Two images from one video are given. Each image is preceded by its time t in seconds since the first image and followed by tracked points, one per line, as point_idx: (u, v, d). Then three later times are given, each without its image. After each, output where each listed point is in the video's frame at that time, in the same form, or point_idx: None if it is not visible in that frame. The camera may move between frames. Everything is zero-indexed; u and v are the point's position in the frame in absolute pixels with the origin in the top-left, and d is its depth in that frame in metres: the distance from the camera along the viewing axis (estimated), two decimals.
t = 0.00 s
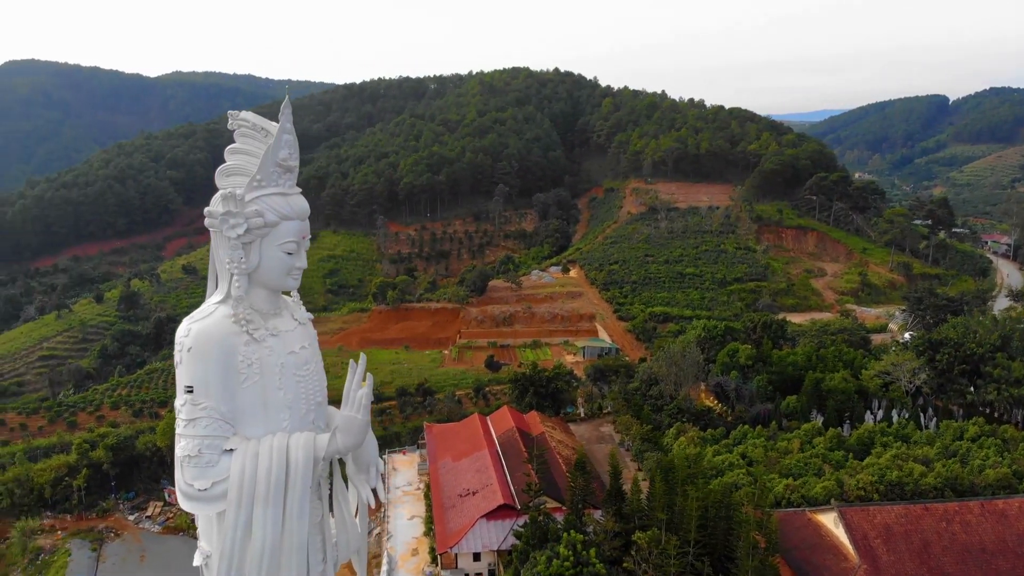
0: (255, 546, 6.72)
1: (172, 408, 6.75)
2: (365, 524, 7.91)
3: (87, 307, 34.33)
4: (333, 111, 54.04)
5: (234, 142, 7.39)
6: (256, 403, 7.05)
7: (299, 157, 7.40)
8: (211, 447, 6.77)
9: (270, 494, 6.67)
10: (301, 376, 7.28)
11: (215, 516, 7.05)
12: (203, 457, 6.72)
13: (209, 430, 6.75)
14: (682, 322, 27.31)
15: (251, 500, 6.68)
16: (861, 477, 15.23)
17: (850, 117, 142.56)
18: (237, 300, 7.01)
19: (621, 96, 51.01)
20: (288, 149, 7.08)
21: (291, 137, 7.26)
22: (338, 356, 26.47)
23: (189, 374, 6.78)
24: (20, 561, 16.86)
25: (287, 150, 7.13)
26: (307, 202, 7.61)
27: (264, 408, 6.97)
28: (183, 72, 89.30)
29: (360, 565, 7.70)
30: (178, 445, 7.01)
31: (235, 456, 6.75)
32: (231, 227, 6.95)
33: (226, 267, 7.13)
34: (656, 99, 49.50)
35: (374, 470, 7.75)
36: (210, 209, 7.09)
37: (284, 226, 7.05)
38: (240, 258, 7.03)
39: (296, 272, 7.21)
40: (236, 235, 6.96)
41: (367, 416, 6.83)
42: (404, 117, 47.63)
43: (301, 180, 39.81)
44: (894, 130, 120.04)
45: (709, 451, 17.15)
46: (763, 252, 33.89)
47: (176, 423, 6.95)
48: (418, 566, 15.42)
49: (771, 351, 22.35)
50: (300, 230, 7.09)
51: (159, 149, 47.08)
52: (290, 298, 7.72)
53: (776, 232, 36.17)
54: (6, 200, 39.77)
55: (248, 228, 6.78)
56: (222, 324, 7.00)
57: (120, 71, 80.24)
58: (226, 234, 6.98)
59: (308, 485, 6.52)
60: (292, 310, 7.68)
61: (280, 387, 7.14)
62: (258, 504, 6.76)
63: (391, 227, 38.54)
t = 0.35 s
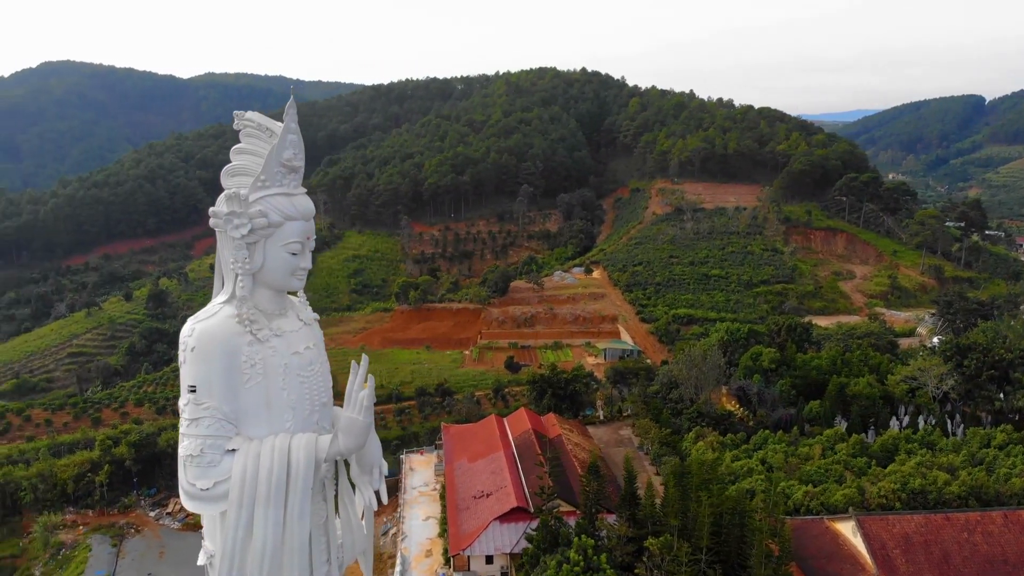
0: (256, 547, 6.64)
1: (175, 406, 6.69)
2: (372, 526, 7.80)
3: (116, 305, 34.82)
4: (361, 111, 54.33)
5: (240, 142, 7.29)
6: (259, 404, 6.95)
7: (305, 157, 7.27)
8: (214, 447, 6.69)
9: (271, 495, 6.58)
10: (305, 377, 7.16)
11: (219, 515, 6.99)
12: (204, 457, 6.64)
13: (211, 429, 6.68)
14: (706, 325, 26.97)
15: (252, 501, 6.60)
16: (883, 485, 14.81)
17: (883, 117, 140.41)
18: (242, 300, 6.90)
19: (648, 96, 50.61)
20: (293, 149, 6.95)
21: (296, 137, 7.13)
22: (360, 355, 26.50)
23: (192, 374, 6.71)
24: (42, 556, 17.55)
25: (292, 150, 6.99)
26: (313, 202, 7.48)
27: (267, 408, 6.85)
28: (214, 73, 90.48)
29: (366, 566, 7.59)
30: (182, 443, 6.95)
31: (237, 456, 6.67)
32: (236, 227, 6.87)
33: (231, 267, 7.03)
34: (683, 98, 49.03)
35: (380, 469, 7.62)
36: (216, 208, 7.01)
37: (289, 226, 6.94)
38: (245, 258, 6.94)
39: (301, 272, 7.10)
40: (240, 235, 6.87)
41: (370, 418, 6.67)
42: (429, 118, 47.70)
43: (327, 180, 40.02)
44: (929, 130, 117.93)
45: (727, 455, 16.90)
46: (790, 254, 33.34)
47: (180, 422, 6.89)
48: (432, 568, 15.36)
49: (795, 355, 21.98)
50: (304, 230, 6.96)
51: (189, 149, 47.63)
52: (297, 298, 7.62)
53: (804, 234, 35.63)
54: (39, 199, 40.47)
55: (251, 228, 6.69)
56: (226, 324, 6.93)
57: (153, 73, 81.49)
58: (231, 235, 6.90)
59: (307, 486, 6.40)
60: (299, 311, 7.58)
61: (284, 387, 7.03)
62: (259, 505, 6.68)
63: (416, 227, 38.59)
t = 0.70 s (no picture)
0: (254, 548, 6.48)
1: (175, 406, 6.59)
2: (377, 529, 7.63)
3: (146, 303, 35.30)
4: (389, 112, 54.59)
5: (245, 143, 7.20)
6: (260, 404, 6.84)
7: (309, 157, 7.15)
8: (214, 447, 6.56)
9: (270, 495, 6.43)
10: (306, 377, 7.04)
11: (220, 516, 6.86)
12: (204, 456, 6.51)
13: (212, 428, 6.56)
14: (730, 328, 26.58)
15: (251, 501, 6.45)
16: (904, 494, 14.42)
17: (920, 117, 137.95)
18: (243, 300, 6.80)
19: (677, 96, 50.18)
20: (295, 149, 6.84)
21: (299, 136, 7.02)
22: (382, 354, 26.54)
23: (192, 373, 6.62)
24: (64, 551, 17.80)
25: (295, 150, 6.87)
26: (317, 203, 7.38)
27: (267, 409, 6.74)
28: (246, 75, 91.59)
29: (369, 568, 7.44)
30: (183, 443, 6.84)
31: (237, 455, 6.53)
32: (238, 226, 6.78)
33: (234, 266, 6.93)
34: (712, 98, 48.51)
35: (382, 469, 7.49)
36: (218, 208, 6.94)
37: (291, 226, 6.83)
38: (247, 258, 6.86)
39: (303, 273, 7.00)
40: (243, 236, 6.79)
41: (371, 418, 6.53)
42: (456, 119, 47.71)
43: (354, 180, 40.26)
44: (967, 130, 115.58)
45: (745, 461, 16.61)
46: (819, 256, 32.72)
47: (181, 422, 6.79)
48: (444, 569, 15.28)
49: (819, 358, 21.59)
50: (306, 231, 6.85)
51: (219, 150, 48.17)
52: (301, 300, 7.52)
53: (834, 235, 34.99)
54: (72, 198, 41.17)
55: (253, 229, 6.61)
56: (228, 323, 6.82)
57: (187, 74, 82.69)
58: (233, 235, 6.82)
59: (306, 487, 6.25)
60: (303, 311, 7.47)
61: (285, 387, 6.91)
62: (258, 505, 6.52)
63: (440, 227, 38.64)
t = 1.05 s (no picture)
0: (253, 551, 6.19)
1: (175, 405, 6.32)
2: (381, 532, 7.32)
3: (172, 301, 35.69)
4: (414, 113, 54.78)
5: (246, 143, 7.02)
6: (260, 404, 6.60)
7: (311, 158, 6.96)
8: (214, 447, 6.29)
9: (269, 497, 6.14)
10: (308, 377, 6.83)
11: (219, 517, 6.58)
12: (204, 456, 6.24)
13: (212, 428, 6.29)
14: (754, 330, 26.18)
15: (250, 503, 6.16)
16: (924, 501, 14.01)
17: (955, 117, 135.57)
18: (244, 299, 6.58)
19: (703, 95, 49.74)
20: (297, 149, 6.63)
21: (301, 137, 6.81)
22: (401, 354, 26.56)
23: (193, 371, 6.35)
24: (83, 546, 18.00)
25: (296, 150, 6.68)
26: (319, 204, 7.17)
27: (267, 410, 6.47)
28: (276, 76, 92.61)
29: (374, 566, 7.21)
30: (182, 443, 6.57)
31: (236, 455, 6.25)
32: (239, 225, 6.54)
33: (235, 265, 6.72)
34: (739, 98, 48.01)
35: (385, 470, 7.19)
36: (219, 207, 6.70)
37: (293, 227, 6.61)
38: (248, 257, 6.61)
39: (306, 272, 6.76)
40: (245, 235, 6.54)
41: (372, 419, 6.14)
42: (480, 120, 47.73)
43: (378, 181, 40.43)
44: (1003, 130, 113.40)
45: (762, 467, 16.33)
46: (846, 258, 32.09)
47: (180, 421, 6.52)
48: (456, 570, 15.21)
49: (842, 363, 21.22)
50: (309, 232, 6.63)
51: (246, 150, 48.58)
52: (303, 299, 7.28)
53: (862, 238, 34.30)
54: (102, 197, 41.78)
55: (255, 228, 6.38)
56: (230, 321, 6.57)
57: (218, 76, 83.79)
58: (235, 234, 6.56)
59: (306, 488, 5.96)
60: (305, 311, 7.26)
61: (286, 388, 6.68)
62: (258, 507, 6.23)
63: (463, 228, 38.65)
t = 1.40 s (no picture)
0: (251, 551, 6.07)
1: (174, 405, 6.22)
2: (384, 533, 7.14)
3: (199, 299, 36.10)
4: (441, 113, 54.90)
5: (249, 143, 6.89)
6: (260, 404, 6.49)
7: (313, 157, 6.79)
8: (212, 447, 6.17)
9: (266, 496, 6.01)
10: (308, 377, 6.70)
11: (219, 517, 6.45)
12: (202, 456, 6.12)
13: (211, 427, 6.18)
14: (778, 334, 25.76)
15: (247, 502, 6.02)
16: (944, 510, 13.63)
17: (994, 117, 132.72)
18: (244, 300, 6.47)
19: (732, 95, 49.21)
20: (297, 149, 6.45)
21: (302, 136, 6.62)
22: (421, 354, 26.59)
23: (192, 371, 6.24)
24: (103, 541, 18.26)
25: (297, 150, 6.51)
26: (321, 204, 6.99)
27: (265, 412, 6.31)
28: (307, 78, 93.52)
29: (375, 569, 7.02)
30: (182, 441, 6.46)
31: (235, 455, 6.12)
32: (239, 225, 6.40)
33: (235, 265, 6.60)
34: (767, 97, 47.39)
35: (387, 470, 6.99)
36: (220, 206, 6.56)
37: (293, 227, 6.44)
38: (249, 257, 6.47)
39: (307, 274, 6.60)
40: (244, 235, 6.40)
41: (370, 420, 5.93)
42: (505, 120, 47.68)
43: (403, 182, 40.57)
44: None
45: (779, 474, 16.00)
46: (875, 260, 31.46)
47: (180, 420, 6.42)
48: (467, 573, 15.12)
49: (866, 368, 20.79)
50: (309, 232, 6.46)
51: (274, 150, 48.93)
52: (306, 299, 7.12)
53: (892, 240, 33.64)
54: (133, 196, 42.46)
55: (254, 229, 6.23)
56: (230, 321, 6.44)
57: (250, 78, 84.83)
58: (235, 233, 6.42)
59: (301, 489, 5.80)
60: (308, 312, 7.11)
61: (285, 388, 6.56)
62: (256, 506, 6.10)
63: (486, 228, 38.60)
